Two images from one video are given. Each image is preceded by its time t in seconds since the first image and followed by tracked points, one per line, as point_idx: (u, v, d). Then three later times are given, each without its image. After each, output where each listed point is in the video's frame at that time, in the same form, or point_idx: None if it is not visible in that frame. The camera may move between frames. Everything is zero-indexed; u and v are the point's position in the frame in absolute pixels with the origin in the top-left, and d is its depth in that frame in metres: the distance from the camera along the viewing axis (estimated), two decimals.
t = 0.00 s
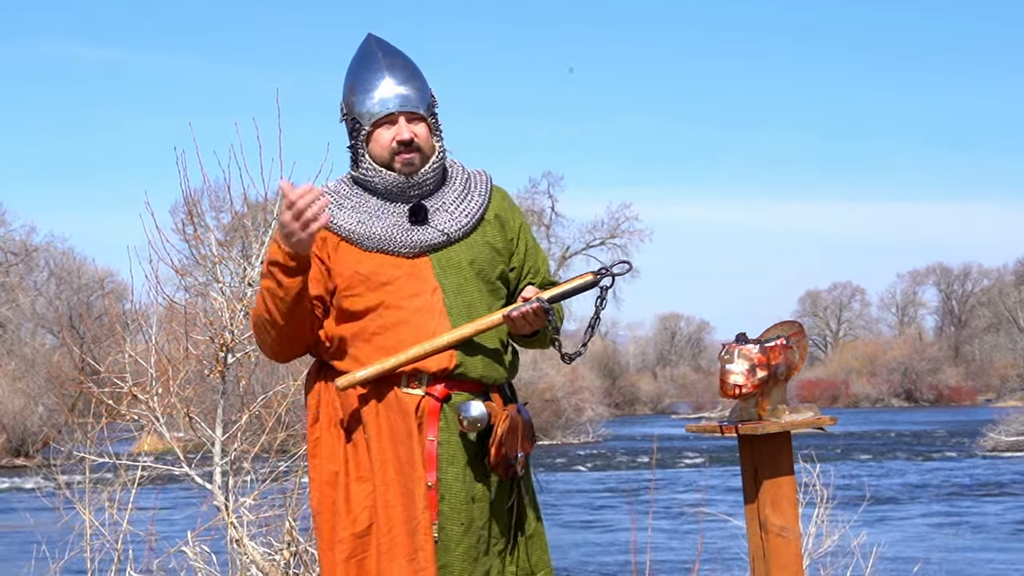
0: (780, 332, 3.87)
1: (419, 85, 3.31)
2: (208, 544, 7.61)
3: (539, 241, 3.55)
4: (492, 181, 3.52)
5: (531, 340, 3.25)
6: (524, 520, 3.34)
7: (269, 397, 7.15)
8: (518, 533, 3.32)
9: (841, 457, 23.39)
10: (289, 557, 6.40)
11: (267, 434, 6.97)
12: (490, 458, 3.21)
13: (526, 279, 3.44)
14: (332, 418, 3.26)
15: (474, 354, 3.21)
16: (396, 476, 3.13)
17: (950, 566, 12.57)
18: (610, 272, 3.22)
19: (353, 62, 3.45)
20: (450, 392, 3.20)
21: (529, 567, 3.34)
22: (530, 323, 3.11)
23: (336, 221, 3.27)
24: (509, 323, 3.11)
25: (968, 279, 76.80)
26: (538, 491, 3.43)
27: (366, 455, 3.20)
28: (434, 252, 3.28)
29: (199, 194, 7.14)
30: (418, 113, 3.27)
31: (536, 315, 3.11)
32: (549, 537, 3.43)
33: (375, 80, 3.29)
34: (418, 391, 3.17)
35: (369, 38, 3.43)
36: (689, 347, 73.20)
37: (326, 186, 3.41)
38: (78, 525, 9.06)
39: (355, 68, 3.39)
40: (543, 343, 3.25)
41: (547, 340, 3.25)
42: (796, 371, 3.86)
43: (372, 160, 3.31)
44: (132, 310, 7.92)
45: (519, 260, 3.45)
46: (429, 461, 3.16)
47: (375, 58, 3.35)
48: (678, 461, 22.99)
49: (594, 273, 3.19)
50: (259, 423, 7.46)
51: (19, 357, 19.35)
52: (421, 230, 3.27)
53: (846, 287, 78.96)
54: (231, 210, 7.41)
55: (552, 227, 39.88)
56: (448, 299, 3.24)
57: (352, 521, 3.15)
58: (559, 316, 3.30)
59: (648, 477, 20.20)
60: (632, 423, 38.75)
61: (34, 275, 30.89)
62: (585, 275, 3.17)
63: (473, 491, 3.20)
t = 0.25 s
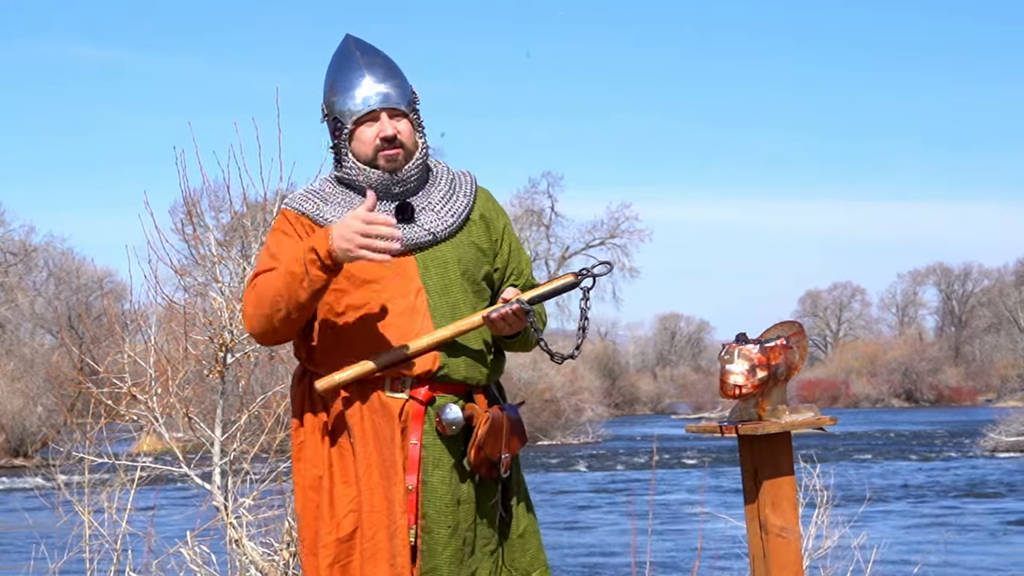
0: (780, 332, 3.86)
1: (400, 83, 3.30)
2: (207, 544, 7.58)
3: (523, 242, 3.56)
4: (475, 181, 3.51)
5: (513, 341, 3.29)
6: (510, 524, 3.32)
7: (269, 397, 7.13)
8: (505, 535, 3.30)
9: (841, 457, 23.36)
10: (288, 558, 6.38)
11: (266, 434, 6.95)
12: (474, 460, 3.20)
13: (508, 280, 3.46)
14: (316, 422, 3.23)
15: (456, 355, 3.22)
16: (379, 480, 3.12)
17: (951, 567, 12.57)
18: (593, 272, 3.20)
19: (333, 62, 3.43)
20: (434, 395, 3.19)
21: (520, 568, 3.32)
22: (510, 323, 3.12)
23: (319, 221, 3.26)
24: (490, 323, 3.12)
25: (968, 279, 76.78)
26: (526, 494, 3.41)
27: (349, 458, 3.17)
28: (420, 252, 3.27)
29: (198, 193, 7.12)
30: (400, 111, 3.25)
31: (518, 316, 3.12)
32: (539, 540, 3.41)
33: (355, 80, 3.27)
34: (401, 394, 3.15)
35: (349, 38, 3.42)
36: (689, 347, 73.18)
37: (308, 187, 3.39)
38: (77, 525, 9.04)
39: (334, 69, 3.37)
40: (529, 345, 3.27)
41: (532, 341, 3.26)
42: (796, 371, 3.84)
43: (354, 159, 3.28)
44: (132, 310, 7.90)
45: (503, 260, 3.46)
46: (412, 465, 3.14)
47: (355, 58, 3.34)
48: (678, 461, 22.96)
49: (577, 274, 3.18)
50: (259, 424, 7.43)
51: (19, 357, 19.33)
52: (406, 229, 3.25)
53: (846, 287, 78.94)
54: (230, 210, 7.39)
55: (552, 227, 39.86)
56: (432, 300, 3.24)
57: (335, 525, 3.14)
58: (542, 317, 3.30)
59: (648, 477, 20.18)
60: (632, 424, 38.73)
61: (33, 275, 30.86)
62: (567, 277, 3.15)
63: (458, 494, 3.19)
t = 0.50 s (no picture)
0: (780, 332, 3.85)
1: (402, 86, 3.30)
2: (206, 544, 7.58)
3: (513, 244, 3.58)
4: (467, 184, 3.52)
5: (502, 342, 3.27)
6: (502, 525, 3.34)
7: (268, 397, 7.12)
8: (499, 536, 3.32)
9: (841, 458, 23.35)
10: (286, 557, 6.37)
11: (265, 434, 6.96)
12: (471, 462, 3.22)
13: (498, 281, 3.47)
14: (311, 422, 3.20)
15: (454, 359, 3.22)
16: (379, 483, 3.12)
17: (950, 566, 12.57)
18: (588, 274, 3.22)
19: (333, 59, 3.42)
20: (433, 398, 3.19)
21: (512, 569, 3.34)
22: (509, 325, 3.13)
23: (314, 226, 3.24)
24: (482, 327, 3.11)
25: (968, 279, 76.76)
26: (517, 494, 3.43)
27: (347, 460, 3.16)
28: (415, 257, 3.28)
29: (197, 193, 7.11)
30: (401, 115, 3.25)
31: (515, 319, 3.14)
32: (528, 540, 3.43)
33: (357, 80, 3.26)
34: (401, 398, 3.15)
35: (350, 36, 3.40)
36: (688, 347, 73.18)
37: (300, 186, 3.37)
38: (77, 525, 9.03)
39: (332, 70, 3.36)
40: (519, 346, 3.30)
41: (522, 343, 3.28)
42: (795, 371, 3.84)
43: (353, 161, 3.27)
44: (131, 310, 7.89)
45: (495, 260, 3.48)
46: (412, 467, 3.14)
47: (358, 57, 3.33)
48: (678, 461, 22.96)
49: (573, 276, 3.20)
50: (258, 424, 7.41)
51: (18, 358, 19.32)
52: (401, 234, 3.26)
53: (846, 287, 78.95)
54: (229, 210, 7.39)
55: (551, 227, 39.86)
56: (428, 305, 3.24)
57: (333, 528, 3.13)
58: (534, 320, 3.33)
59: (648, 478, 20.17)
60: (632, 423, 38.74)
61: (33, 275, 30.86)
62: (562, 278, 3.14)
63: (456, 496, 3.20)
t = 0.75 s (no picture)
0: (780, 332, 3.84)
1: (393, 85, 3.30)
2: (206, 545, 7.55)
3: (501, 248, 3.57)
4: (457, 185, 3.52)
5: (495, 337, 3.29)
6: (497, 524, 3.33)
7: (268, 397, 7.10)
8: (493, 535, 3.31)
9: (841, 458, 23.34)
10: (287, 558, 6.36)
11: (264, 434, 6.94)
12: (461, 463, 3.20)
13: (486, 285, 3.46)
14: (300, 426, 3.20)
15: (441, 361, 3.20)
16: (367, 486, 3.11)
17: (950, 566, 12.57)
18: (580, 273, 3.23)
19: (327, 56, 3.42)
20: (420, 400, 3.18)
21: (509, 567, 3.33)
22: (504, 322, 3.16)
23: (299, 225, 3.25)
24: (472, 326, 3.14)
25: (968, 279, 76.74)
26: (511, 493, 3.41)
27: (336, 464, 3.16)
28: (401, 258, 3.27)
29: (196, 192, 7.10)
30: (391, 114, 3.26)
31: (510, 315, 3.17)
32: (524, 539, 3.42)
33: (348, 77, 3.27)
34: (387, 401, 3.14)
35: (344, 34, 3.41)
36: (688, 347, 73.16)
37: (289, 185, 3.38)
38: (76, 526, 9.01)
39: (325, 67, 3.38)
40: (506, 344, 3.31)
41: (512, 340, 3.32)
42: (795, 372, 3.83)
43: (341, 158, 3.28)
44: (131, 310, 7.88)
45: (483, 265, 3.47)
46: (400, 471, 3.13)
47: (351, 54, 3.34)
48: (678, 462, 22.94)
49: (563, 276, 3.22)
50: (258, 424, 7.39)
51: (17, 358, 19.30)
52: (386, 235, 3.26)
53: (846, 287, 78.88)
54: (229, 210, 7.39)
55: (551, 227, 39.85)
56: (414, 306, 3.23)
57: (321, 532, 3.14)
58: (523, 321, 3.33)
59: (647, 478, 20.15)
60: (632, 424, 38.69)
61: (32, 274, 30.83)
62: (552, 278, 3.20)
63: (446, 498, 3.19)
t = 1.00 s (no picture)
0: (781, 333, 3.81)
1: (395, 87, 3.27)
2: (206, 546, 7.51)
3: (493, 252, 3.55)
4: (450, 190, 3.50)
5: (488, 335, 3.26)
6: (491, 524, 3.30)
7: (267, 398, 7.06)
8: (487, 536, 3.29)
9: (842, 459, 23.30)
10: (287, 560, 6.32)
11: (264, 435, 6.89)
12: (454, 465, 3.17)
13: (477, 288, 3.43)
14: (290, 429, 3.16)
15: (433, 361, 3.17)
16: (357, 488, 3.08)
17: (952, 568, 12.54)
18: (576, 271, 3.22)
19: (328, 54, 3.39)
20: (412, 401, 3.15)
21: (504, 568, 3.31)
22: (497, 319, 3.14)
23: (291, 225, 3.22)
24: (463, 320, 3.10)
25: (969, 280, 76.68)
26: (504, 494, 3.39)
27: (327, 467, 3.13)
28: (393, 259, 3.24)
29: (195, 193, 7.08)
30: (391, 116, 3.23)
31: (503, 312, 3.15)
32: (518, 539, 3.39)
33: (350, 77, 3.23)
34: (379, 403, 3.12)
35: (347, 33, 3.38)
36: (689, 348, 73.10)
37: (282, 184, 3.35)
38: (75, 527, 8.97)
39: (325, 66, 3.33)
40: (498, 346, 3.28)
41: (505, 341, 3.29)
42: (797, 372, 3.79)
43: (337, 158, 3.25)
44: (130, 311, 7.84)
45: (475, 268, 3.45)
46: (391, 473, 3.11)
47: (354, 53, 3.31)
48: (678, 463, 22.89)
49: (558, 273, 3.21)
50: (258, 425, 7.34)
51: (16, 359, 19.26)
52: (379, 238, 3.23)
53: (848, 287, 78.87)
54: (228, 210, 7.36)
55: (552, 228, 39.81)
56: (405, 308, 3.20)
57: (310, 535, 3.10)
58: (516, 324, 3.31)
59: (648, 479, 20.11)
60: (633, 424, 38.65)
61: (32, 275, 30.82)
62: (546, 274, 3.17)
63: (439, 500, 3.16)
